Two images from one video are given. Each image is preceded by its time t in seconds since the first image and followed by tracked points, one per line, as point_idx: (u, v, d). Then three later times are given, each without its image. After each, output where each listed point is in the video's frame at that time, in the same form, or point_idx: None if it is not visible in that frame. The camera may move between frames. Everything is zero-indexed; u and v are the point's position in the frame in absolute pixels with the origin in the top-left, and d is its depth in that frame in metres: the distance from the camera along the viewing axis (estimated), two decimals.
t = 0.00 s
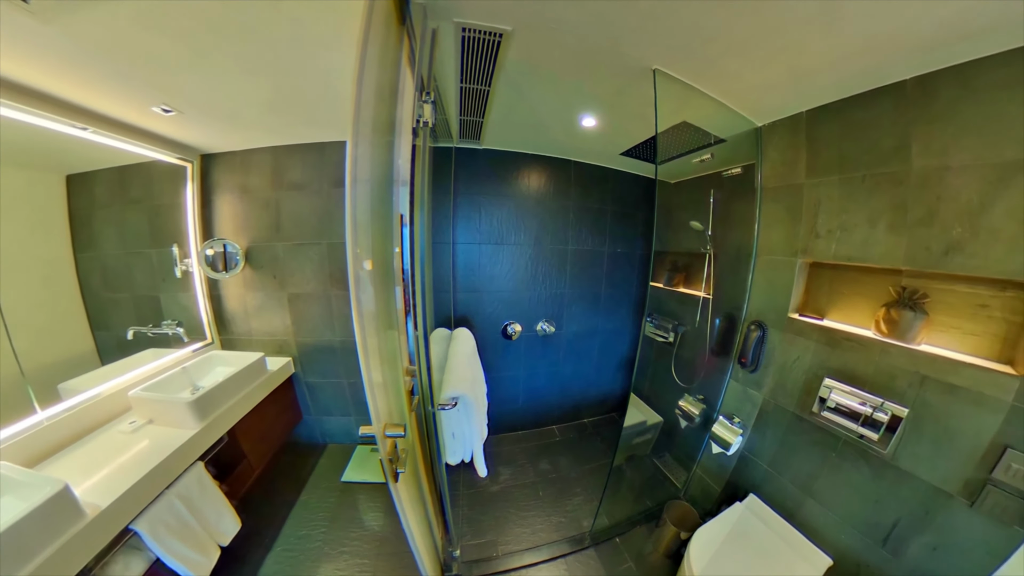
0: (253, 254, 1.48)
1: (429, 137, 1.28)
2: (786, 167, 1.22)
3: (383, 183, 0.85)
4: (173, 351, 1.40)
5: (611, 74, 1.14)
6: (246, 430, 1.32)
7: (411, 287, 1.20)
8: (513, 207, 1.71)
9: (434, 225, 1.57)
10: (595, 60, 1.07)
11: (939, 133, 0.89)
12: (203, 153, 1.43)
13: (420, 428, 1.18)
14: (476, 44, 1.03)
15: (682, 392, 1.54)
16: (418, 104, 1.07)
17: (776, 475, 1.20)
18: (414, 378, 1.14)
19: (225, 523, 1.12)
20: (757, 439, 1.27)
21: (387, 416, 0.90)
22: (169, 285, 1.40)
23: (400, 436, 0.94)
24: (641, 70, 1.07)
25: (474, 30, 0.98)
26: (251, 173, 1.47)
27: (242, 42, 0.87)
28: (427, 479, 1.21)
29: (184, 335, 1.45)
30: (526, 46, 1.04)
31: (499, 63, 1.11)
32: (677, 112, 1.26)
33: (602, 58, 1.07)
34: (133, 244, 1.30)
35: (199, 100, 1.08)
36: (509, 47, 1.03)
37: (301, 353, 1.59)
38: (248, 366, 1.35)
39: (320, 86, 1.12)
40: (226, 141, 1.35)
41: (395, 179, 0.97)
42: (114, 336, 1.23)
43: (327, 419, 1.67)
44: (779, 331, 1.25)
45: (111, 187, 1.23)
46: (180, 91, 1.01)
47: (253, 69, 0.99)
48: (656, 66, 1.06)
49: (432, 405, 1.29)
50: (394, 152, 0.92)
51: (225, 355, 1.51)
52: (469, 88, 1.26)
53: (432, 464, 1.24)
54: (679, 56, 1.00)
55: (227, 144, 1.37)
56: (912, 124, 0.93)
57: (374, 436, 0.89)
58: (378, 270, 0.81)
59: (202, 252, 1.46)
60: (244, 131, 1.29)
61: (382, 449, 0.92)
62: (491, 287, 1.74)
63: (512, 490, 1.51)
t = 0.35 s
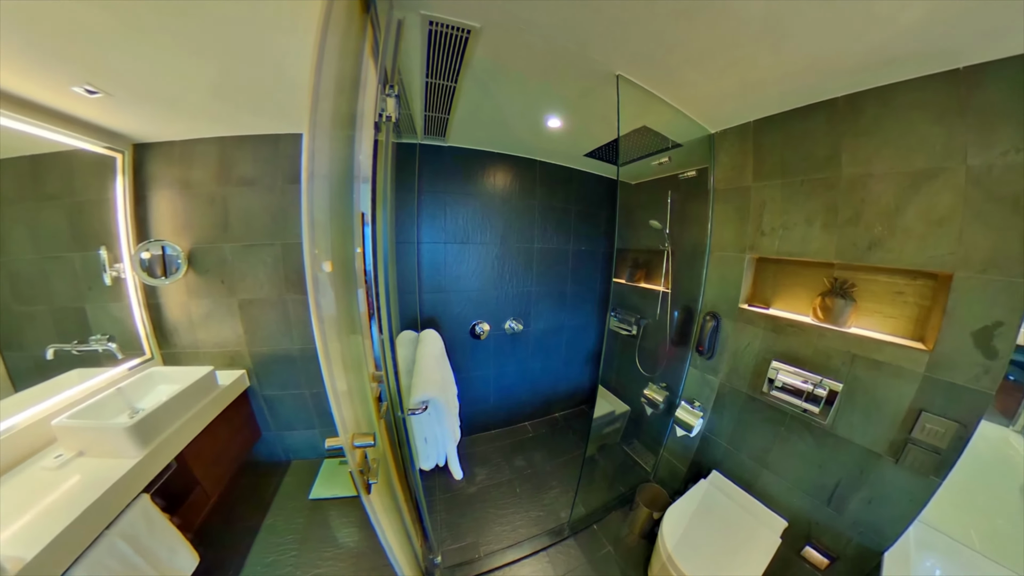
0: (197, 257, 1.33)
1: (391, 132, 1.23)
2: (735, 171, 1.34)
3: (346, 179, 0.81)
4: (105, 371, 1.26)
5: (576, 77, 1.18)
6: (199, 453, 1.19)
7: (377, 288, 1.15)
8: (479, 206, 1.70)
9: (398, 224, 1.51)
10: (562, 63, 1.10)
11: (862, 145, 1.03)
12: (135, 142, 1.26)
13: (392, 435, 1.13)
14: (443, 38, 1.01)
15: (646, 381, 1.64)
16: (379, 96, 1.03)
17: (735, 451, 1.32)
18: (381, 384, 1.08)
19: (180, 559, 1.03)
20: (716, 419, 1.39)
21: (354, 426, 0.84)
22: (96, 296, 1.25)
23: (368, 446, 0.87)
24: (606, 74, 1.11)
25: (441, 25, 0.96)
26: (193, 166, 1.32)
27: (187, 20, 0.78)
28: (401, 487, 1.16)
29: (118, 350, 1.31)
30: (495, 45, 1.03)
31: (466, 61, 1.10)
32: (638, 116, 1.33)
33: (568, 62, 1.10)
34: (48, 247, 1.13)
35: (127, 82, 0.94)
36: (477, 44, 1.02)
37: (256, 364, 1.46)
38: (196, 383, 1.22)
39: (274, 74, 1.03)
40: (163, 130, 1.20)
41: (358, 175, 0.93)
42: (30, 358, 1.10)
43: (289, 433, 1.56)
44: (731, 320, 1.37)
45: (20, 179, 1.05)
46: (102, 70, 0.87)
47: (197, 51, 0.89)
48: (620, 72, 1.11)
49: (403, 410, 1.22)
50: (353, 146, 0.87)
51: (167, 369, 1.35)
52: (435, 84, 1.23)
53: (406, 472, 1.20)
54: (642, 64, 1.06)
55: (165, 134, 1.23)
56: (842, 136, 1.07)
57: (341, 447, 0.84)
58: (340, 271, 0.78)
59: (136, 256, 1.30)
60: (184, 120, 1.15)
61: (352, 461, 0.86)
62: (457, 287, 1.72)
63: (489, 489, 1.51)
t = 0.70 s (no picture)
0: (137, 262, 1.18)
1: (358, 126, 1.17)
2: (694, 174, 1.44)
3: (308, 179, 0.78)
4: (30, 397, 1.10)
5: (547, 78, 1.20)
6: (149, 480, 1.07)
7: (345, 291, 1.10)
8: (447, 204, 1.67)
9: (363, 223, 1.44)
10: (533, 64, 1.11)
11: (805, 152, 1.15)
12: (63, 129, 1.08)
13: (366, 444, 1.09)
14: (411, 31, 0.96)
15: (614, 373, 1.72)
16: (342, 89, 0.91)
17: (700, 434, 1.42)
18: (349, 391, 1.00)
19: None
20: (681, 406, 1.48)
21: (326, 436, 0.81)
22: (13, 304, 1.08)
23: (341, 459, 0.85)
24: (575, 77, 1.14)
25: (410, 17, 0.91)
26: (129, 158, 1.16)
27: None
28: (376, 498, 1.12)
29: (41, 370, 1.14)
30: (464, 40, 1.01)
31: (436, 55, 1.07)
32: (605, 119, 1.37)
33: (537, 63, 1.11)
34: None
35: (44, 63, 0.81)
36: (447, 38, 0.99)
37: (209, 379, 1.34)
38: (141, 404, 1.09)
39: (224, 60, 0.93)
40: (94, 116, 1.04)
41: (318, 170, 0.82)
42: None
43: (252, 451, 1.47)
44: (692, 312, 1.47)
45: None
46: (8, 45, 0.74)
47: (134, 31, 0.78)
48: (588, 75, 1.14)
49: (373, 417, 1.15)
50: (314, 139, 0.78)
51: (107, 393, 1.19)
52: (402, 78, 1.18)
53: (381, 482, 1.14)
54: (610, 69, 1.10)
55: (95, 121, 1.07)
56: (788, 144, 1.18)
57: (309, 460, 0.82)
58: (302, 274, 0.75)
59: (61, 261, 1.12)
60: (118, 106, 1.01)
61: (323, 474, 0.84)
62: (426, 287, 1.68)
63: (468, 491, 1.49)
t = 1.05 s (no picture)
0: (54, 268, 1.01)
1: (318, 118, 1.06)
2: (653, 175, 1.53)
3: (257, 175, 0.66)
4: None
5: (514, 78, 1.20)
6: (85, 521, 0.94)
7: (308, 295, 0.99)
8: (411, 203, 1.61)
9: (322, 223, 1.35)
10: (499, 63, 1.11)
11: (752, 157, 1.27)
12: None
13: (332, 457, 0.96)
14: (375, 21, 0.90)
15: (584, 367, 1.76)
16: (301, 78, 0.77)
17: (665, 419, 1.52)
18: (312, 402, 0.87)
19: None
20: (646, 394, 1.57)
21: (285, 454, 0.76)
22: None
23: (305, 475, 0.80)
24: (541, 78, 1.15)
25: (376, 6, 0.86)
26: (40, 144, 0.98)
27: None
28: (349, 512, 1.01)
29: None
30: (430, 34, 0.98)
31: (400, 47, 1.02)
32: (570, 120, 1.41)
33: (503, 63, 1.11)
34: None
35: None
36: (413, 32, 0.95)
37: (150, 400, 1.19)
38: (66, 433, 0.94)
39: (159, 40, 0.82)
40: None
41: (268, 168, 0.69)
42: None
43: (206, 477, 1.34)
44: (653, 306, 1.57)
45: None
46: None
47: None
48: (553, 77, 1.16)
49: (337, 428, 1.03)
50: (265, 130, 0.66)
51: (25, 424, 1.00)
52: (363, 69, 1.11)
53: (353, 496, 1.05)
54: (575, 73, 1.13)
55: None
56: (737, 149, 1.30)
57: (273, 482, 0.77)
58: (256, 281, 0.68)
59: None
60: (26, 87, 0.85)
61: (288, 495, 0.78)
62: (390, 289, 1.61)
63: (445, 495, 1.46)
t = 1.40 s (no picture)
0: None
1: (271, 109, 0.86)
2: (618, 175, 1.60)
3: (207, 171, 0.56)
4: None
5: (483, 76, 1.19)
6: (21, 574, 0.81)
7: (267, 299, 0.89)
8: (376, 201, 1.54)
9: (280, 222, 1.25)
10: (469, 61, 1.10)
11: (710, 161, 1.36)
12: None
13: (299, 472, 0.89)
14: (340, 9, 0.84)
15: (555, 362, 1.78)
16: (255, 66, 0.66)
17: (635, 409, 1.60)
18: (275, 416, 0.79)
19: None
20: (616, 385, 1.65)
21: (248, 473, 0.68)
22: None
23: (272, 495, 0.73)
24: (510, 77, 1.15)
25: None
26: None
27: None
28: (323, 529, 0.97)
29: None
30: (399, 26, 0.93)
31: (365, 39, 0.97)
32: (540, 120, 1.42)
33: (474, 61, 1.09)
34: None
35: None
36: (380, 23, 0.91)
37: (88, 427, 1.05)
38: None
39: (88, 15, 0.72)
40: None
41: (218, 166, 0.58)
42: None
43: (158, 508, 1.21)
44: (620, 301, 1.64)
45: None
46: None
47: None
48: (523, 76, 1.17)
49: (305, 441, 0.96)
50: (218, 122, 0.56)
51: None
52: (327, 59, 1.02)
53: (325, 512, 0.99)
54: (544, 74, 1.15)
55: None
56: (695, 153, 1.39)
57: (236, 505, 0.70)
58: (204, 283, 0.57)
59: None
60: None
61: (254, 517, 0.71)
62: (355, 292, 1.53)
63: (424, 502, 1.43)
